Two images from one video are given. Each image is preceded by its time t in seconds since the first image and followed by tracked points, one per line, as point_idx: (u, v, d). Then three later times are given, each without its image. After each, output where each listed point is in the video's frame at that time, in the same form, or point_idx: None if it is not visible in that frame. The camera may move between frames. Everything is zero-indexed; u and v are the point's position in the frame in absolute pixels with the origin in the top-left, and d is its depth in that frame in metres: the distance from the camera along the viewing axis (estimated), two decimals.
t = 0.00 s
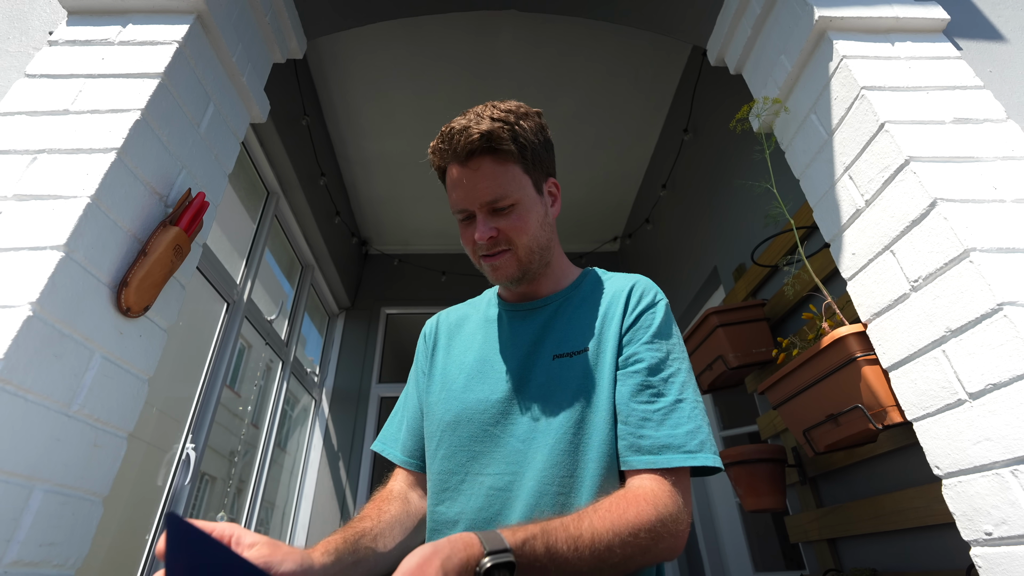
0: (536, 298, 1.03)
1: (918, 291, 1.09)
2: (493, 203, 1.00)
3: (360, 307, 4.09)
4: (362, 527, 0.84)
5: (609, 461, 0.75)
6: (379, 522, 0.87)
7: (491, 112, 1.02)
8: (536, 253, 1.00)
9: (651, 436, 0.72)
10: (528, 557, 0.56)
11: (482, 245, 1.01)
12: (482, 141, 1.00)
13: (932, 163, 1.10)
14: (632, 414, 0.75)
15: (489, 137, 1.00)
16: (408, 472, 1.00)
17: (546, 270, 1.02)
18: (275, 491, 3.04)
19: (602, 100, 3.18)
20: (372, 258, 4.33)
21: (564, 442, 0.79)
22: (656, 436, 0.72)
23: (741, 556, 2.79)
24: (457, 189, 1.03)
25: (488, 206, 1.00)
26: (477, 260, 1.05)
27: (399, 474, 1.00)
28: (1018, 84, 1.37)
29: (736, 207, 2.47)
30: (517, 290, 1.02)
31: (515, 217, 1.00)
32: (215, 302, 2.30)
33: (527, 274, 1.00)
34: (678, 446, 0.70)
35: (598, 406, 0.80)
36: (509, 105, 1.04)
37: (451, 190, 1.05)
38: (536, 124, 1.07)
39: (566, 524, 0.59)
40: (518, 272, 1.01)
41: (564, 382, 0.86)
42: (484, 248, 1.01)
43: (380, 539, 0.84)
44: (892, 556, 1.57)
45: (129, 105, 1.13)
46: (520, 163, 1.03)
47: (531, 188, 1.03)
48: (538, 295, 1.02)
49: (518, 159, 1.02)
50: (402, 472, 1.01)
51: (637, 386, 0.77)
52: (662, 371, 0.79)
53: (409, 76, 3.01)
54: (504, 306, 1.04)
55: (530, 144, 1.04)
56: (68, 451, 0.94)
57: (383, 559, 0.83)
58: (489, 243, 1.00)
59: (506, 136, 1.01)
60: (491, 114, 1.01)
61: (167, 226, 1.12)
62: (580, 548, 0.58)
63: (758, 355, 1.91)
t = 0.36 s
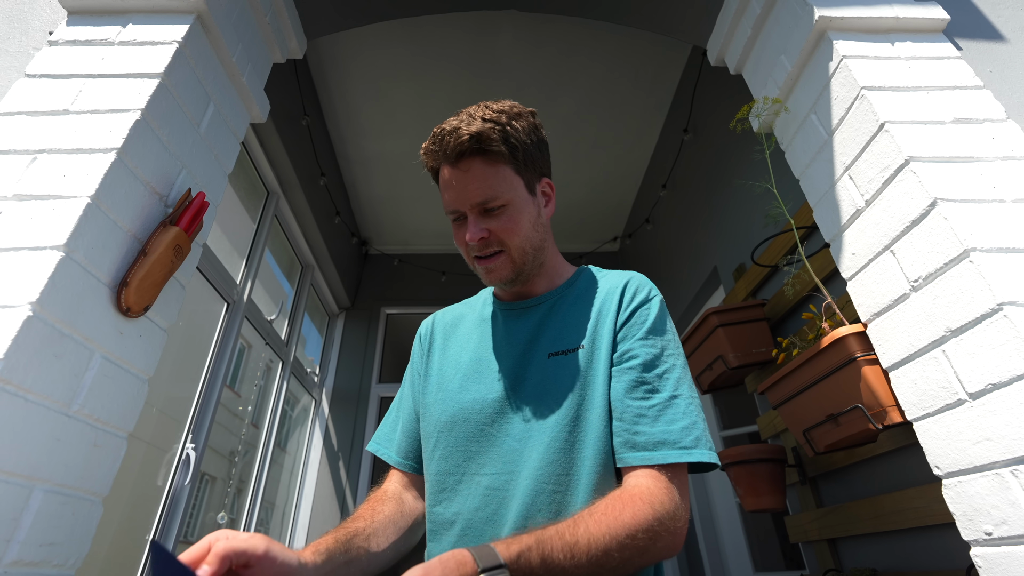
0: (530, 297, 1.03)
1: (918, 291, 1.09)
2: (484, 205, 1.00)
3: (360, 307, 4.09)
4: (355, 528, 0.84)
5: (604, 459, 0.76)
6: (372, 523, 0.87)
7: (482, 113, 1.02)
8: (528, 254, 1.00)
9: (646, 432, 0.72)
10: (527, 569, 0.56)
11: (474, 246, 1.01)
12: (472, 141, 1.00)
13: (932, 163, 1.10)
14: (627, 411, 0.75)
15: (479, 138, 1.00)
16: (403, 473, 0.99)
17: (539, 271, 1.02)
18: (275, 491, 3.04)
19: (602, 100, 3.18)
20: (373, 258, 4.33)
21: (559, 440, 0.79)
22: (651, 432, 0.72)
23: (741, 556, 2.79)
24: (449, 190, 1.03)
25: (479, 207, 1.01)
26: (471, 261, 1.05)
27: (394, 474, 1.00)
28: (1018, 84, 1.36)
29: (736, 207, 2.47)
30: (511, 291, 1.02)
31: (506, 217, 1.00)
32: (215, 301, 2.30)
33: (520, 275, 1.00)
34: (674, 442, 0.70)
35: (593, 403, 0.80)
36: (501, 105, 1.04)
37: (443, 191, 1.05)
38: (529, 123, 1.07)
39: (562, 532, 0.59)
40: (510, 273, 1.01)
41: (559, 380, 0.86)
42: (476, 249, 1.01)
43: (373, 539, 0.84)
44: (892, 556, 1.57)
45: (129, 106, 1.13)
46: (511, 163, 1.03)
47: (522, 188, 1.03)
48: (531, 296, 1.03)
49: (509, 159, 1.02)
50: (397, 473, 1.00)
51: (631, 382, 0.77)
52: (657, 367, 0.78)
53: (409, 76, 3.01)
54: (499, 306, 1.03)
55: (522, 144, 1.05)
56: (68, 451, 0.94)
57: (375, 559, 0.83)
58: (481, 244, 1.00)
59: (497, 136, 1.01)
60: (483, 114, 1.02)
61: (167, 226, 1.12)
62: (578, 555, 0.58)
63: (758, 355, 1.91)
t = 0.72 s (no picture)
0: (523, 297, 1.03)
1: (918, 291, 1.09)
2: (476, 205, 1.00)
3: (360, 307, 4.09)
4: (355, 533, 0.84)
5: (603, 455, 0.76)
6: (371, 527, 0.87)
7: (473, 113, 1.02)
8: (520, 254, 1.00)
9: (645, 427, 0.72)
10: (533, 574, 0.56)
11: (467, 247, 1.02)
12: (463, 141, 1.01)
13: (931, 163, 1.10)
14: (626, 407, 0.75)
15: (470, 139, 1.00)
16: (400, 477, 0.99)
17: (532, 271, 1.02)
18: (275, 491, 3.04)
19: (603, 100, 3.18)
20: (373, 258, 4.33)
21: (556, 438, 0.79)
22: (651, 427, 0.72)
23: (741, 556, 2.78)
24: (442, 191, 1.03)
25: (472, 207, 1.01)
26: (464, 262, 1.05)
27: (391, 479, 1.00)
28: (1018, 84, 1.37)
29: (736, 207, 2.48)
30: (504, 290, 1.03)
31: (498, 217, 1.00)
32: (215, 301, 2.30)
33: (512, 275, 1.00)
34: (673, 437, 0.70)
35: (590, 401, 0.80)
36: (493, 106, 1.05)
37: (436, 191, 1.05)
38: (521, 123, 1.08)
39: (568, 535, 0.60)
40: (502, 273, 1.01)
41: (555, 378, 0.86)
42: (469, 249, 1.02)
43: (373, 543, 0.84)
44: (892, 556, 1.57)
45: (130, 105, 1.13)
46: (503, 163, 1.03)
47: (514, 188, 1.03)
48: (525, 295, 1.03)
49: (500, 159, 1.02)
50: (394, 477, 1.00)
51: (630, 378, 0.77)
52: (654, 362, 0.78)
53: (409, 76, 3.01)
54: (494, 307, 1.04)
55: (513, 143, 1.05)
56: (68, 451, 0.94)
57: (375, 565, 0.83)
58: (473, 244, 1.00)
59: (488, 137, 1.01)
60: (474, 116, 1.02)
61: (167, 226, 1.12)
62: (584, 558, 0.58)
63: (757, 355, 1.91)
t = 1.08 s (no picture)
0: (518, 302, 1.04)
1: (918, 291, 1.09)
2: (473, 211, 1.02)
3: (360, 307, 4.09)
4: (360, 550, 0.84)
5: (604, 446, 0.76)
6: (375, 544, 0.86)
7: (467, 122, 1.04)
8: (517, 258, 1.01)
9: (647, 415, 0.72)
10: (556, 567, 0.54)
11: (463, 252, 1.02)
12: (458, 148, 1.02)
13: (932, 163, 1.10)
14: (627, 397, 0.75)
15: (465, 146, 1.02)
16: (400, 489, 0.99)
17: (527, 275, 1.03)
18: (275, 491, 3.04)
19: (603, 100, 3.18)
20: (373, 258, 4.33)
21: (556, 432, 0.80)
22: (652, 414, 0.72)
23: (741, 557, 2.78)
24: (437, 198, 1.04)
25: (468, 213, 1.02)
26: (460, 268, 1.06)
27: (390, 491, 0.99)
28: (1018, 84, 1.36)
29: (736, 207, 2.48)
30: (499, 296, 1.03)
31: (494, 222, 1.02)
32: (215, 302, 2.30)
33: (509, 279, 1.01)
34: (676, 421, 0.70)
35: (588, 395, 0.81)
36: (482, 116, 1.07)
37: (430, 199, 1.06)
38: (512, 132, 1.10)
39: (584, 527, 0.58)
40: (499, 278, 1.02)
41: (552, 376, 0.86)
42: (466, 255, 1.03)
43: (377, 562, 0.84)
44: (892, 556, 1.57)
45: (129, 105, 1.13)
46: (497, 170, 1.05)
47: (508, 194, 1.05)
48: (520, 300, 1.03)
49: (494, 166, 1.05)
50: (393, 489, 1.00)
51: (627, 369, 0.77)
52: (649, 353, 0.79)
53: (409, 76, 3.01)
54: (488, 313, 1.04)
55: (506, 152, 1.07)
56: (68, 451, 0.94)
57: None
58: (470, 249, 1.01)
59: (482, 144, 1.03)
60: (467, 125, 1.04)
61: (167, 226, 1.12)
62: (604, 546, 0.56)
63: (757, 355, 1.91)
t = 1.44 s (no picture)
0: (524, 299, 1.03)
1: (918, 291, 1.09)
2: (484, 204, 1.02)
3: (360, 307, 4.09)
4: (345, 510, 0.86)
5: (613, 443, 0.76)
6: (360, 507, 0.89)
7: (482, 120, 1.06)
8: (524, 254, 1.01)
9: (662, 414, 0.73)
10: (593, 551, 0.54)
11: (472, 243, 1.03)
12: (472, 142, 1.03)
13: (932, 163, 1.10)
14: (642, 396, 0.75)
15: (479, 142, 1.03)
16: (394, 481, 0.99)
17: (533, 273, 1.03)
18: (275, 491, 3.04)
19: (603, 100, 3.18)
20: (373, 258, 4.33)
21: (561, 428, 0.80)
22: (666, 414, 0.73)
23: (741, 557, 2.78)
24: (450, 190, 1.05)
25: (478, 206, 1.03)
26: (468, 260, 1.06)
27: (386, 482, 0.99)
28: (1018, 84, 1.36)
29: (736, 207, 2.48)
30: (506, 291, 1.03)
31: (504, 217, 1.02)
32: (215, 302, 2.30)
33: (515, 274, 1.01)
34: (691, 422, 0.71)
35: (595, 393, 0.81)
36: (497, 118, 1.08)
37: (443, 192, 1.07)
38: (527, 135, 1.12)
39: (614, 515, 0.58)
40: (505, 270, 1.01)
41: (558, 372, 0.86)
42: (474, 246, 1.03)
43: (360, 519, 0.86)
44: (892, 556, 1.57)
45: (129, 105, 1.13)
46: (510, 167, 1.06)
47: (519, 193, 1.06)
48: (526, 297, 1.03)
49: (507, 163, 1.06)
50: (389, 480, 1.00)
51: (643, 368, 0.78)
52: (663, 355, 0.80)
53: (410, 75, 3.01)
54: (494, 310, 1.04)
55: (519, 151, 1.08)
56: (67, 450, 0.94)
57: (365, 538, 0.84)
58: (478, 240, 1.01)
59: (497, 141, 1.05)
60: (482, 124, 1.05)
61: (167, 226, 1.12)
62: (634, 534, 0.57)
63: (758, 355, 1.91)
